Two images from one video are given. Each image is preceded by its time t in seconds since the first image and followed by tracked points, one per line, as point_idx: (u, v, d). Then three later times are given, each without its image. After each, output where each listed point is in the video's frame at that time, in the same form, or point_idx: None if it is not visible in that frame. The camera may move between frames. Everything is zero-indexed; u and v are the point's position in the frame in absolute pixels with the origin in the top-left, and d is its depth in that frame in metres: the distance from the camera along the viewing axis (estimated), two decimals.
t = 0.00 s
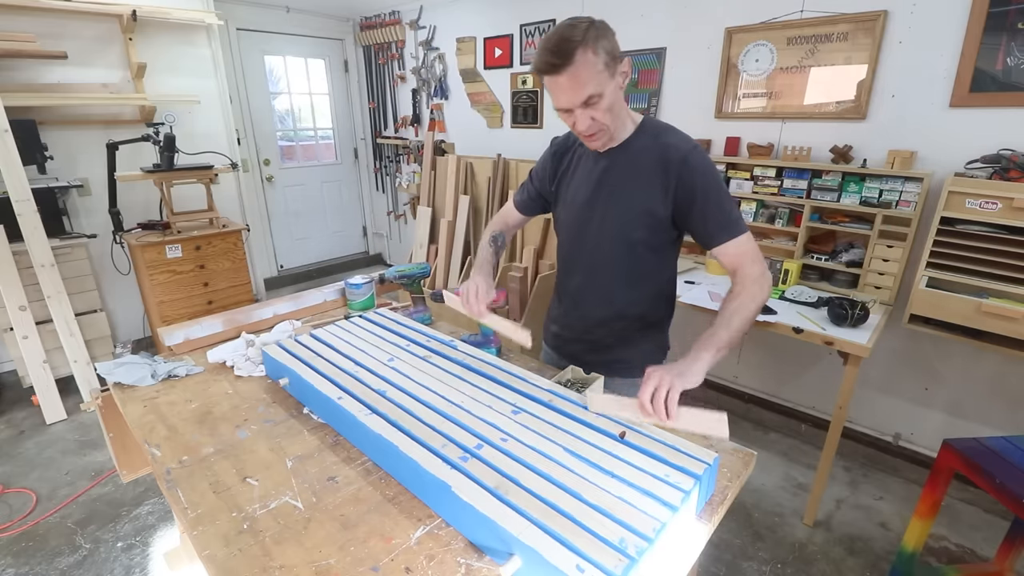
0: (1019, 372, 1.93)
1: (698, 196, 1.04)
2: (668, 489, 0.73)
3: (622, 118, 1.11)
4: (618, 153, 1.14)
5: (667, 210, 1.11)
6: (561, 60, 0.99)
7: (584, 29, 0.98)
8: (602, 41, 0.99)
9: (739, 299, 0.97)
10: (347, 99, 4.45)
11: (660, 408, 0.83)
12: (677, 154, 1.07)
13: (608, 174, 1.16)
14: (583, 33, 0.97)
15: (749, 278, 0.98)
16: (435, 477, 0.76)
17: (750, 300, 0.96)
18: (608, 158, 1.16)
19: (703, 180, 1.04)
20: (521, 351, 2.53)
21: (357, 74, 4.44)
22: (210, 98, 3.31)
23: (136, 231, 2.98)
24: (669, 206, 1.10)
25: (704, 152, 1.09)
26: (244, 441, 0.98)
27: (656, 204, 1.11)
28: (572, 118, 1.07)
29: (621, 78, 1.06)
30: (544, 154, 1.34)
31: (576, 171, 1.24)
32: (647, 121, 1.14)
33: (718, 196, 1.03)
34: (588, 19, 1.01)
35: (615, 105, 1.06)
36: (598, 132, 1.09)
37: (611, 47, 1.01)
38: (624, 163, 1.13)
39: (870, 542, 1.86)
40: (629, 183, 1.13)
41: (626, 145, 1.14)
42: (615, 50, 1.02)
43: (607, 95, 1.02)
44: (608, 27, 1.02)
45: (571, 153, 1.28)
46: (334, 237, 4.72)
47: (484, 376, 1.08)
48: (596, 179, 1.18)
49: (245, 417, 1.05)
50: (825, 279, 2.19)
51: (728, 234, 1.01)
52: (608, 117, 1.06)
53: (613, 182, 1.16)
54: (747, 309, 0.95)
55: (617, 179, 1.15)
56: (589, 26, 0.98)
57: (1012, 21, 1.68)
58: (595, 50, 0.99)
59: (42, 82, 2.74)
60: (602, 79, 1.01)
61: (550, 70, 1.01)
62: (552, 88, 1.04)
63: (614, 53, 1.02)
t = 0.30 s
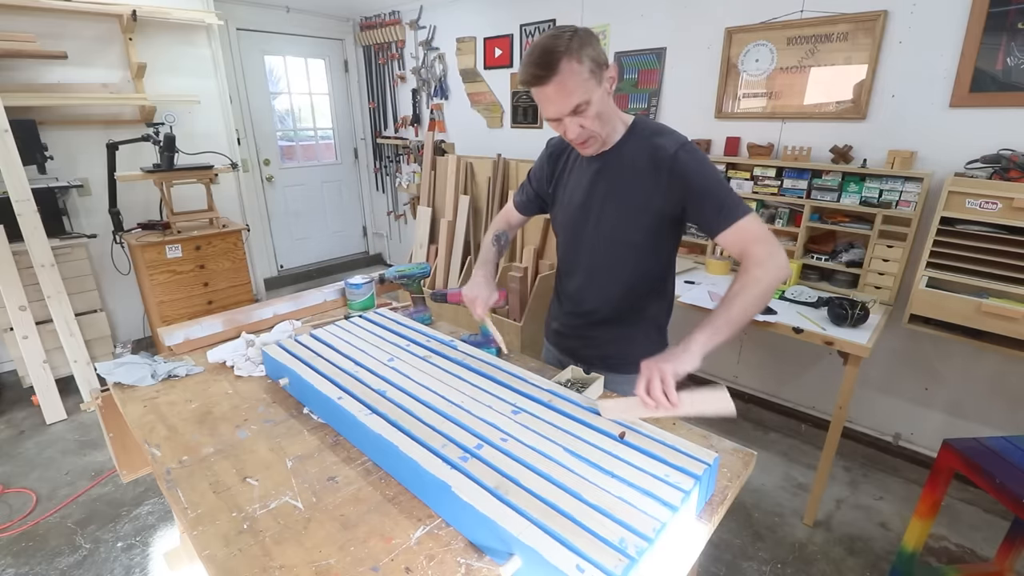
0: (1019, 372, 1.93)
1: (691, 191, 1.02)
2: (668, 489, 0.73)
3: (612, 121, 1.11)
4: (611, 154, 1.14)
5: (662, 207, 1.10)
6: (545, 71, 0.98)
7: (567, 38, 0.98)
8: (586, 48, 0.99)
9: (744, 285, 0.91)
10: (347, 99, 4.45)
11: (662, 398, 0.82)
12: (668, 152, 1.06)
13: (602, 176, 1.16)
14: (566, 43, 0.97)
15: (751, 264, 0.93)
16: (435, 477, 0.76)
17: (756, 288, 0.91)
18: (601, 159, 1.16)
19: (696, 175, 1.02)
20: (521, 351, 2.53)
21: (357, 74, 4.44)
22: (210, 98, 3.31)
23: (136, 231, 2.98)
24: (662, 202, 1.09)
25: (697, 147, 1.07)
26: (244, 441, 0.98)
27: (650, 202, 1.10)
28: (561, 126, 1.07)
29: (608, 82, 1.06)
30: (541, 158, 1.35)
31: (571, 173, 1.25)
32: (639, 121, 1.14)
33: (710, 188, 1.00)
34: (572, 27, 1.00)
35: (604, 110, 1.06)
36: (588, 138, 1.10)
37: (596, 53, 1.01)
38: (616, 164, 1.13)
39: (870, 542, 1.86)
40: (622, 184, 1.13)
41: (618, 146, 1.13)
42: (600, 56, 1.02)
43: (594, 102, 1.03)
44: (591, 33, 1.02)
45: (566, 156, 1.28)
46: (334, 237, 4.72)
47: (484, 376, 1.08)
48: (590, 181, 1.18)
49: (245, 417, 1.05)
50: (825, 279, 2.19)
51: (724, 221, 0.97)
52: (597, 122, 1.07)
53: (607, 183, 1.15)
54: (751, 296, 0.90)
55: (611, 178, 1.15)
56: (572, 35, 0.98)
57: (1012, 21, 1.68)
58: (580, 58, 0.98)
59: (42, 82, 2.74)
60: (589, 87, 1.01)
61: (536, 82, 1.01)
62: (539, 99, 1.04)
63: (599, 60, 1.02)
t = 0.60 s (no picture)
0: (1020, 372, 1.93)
1: (684, 185, 1.02)
2: (668, 489, 0.73)
3: (607, 123, 1.11)
4: (606, 153, 1.14)
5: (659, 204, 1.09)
6: (538, 76, 0.99)
7: (559, 43, 0.98)
8: (578, 51, 0.99)
9: (727, 270, 0.91)
10: (347, 99, 4.45)
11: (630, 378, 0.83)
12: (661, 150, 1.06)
13: (597, 175, 1.16)
14: (559, 47, 0.97)
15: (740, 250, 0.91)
16: (435, 477, 0.76)
17: (739, 275, 0.89)
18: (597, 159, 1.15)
19: (688, 169, 1.02)
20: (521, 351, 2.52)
21: (357, 74, 4.44)
22: (210, 98, 3.31)
23: (136, 231, 2.98)
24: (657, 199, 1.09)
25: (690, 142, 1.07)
26: (244, 441, 0.98)
27: (647, 200, 1.10)
28: (556, 130, 1.07)
29: (602, 85, 1.06)
30: (537, 160, 1.35)
31: (569, 176, 1.25)
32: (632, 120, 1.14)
33: (703, 180, 0.99)
34: (563, 31, 1.01)
35: (599, 112, 1.06)
36: (584, 141, 1.09)
37: (588, 56, 1.01)
38: (611, 163, 1.13)
39: (870, 542, 1.86)
40: (618, 183, 1.13)
41: (613, 145, 1.13)
42: (592, 58, 1.02)
43: (588, 105, 1.03)
44: (583, 36, 1.02)
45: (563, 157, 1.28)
46: (334, 237, 4.72)
47: (484, 376, 1.07)
48: (585, 182, 1.18)
49: (245, 417, 1.05)
50: (825, 279, 2.19)
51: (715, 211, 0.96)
52: (592, 125, 1.07)
53: (603, 183, 1.15)
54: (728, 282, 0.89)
55: (606, 178, 1.15)
56: (564, 39, 0.99)
57: (1012, 21, 1.68)
58: (572, 62, 0.98)
59: (42, 82, 2.74)
60: (582, 91, 1.01)
61: (529, 87, 1.01)
62: (533, 103, 1.04)
63: (592, 64, 1.02)
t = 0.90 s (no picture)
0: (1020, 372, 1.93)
1: (678, 189, 1.02)
2: (668, 489, 0.73)
3: (606, 125, 1.11)
4: (604, 156, 1.14)
5: (656, 208, 1.09)
6: (538, 80, 0.97)
7: (559, 45, 0.97)
8: (578, 54, 0.98)
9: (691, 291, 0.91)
10: (347, 99, 4.45)
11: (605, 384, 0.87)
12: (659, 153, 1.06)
13: (596, 178, 1.16)
14: (558, 50, 0.96)
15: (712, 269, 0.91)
16: (435, 477, 0.76)
17: (700, 297, 0.89)
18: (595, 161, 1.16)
19: (684, 174, 1.01)
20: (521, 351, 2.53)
21: (357, 74, 4.44)
22: (210, 98, 3.31)
23: (136, 231, 2.98)
24: (653, 201, 1.09)
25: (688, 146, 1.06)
26: (244, 441, 0.98)
27: (644, 203, 1.10)
28: (556, 133, 1.06)
29: (601, 87, 1.05)
30: (537, 162, 1.36)
31: (567, 178, 1.25)
32: (631, 123, 1.14)
33: (697, 185, 0.99)
34: (561, 33, 1.00)
35: (598, 115, 1.05)
36: (583, 144, 1.09)
37: (587, 59, 1.00)
38: (609, 166, 1.13)
39: (870, 542, 1.86)
40: (615, 186, 1.13)
41: (612, 148, 1.13)
42: (591, 60, 1.01)
43: (589, 108, 1.02)
44: (582, 38, 1.02)
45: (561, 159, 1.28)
46: (334, 237, 4.72)
47: (484, 376, 1.07)
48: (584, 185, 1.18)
49: (245, 417, 1.05)
50: (825, 279, 2.19)
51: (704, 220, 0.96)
52: (592, 128, 1.06)
53: (601, 186, 1.15)
54: (689, 302, 0.90)
55: (604, 179, 1.15)
56: (563, 42, 0.98)
57: (1012, 21, 1.68)
58: (573, 65, 0.97)
59: (42, 82, 2.74)
60: (582, 93, 1.00)
61: (529, 90, 1.00)
62: (533, 107, 1.03)
63: (592, 66, 1.01)
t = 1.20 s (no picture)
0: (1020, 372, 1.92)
1: (687, 197, 1.02)
2: (668, 489, 0.73)
3: (617, 126, 1.11)
4: (612, 158, 1.14)
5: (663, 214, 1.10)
6: (555, 76, 0.96)
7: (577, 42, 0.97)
8: (595, 52, 0.98)
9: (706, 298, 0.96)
10: (347, 99, 4.45)
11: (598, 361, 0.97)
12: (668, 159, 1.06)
13: (603, 181, 1.16)
14: (575, 46, 0.96)
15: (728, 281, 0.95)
16: (435, 477, 0.76)
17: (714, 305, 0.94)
18: (602, 164, 1.15)
19: (695, 183, 1.02)
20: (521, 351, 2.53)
21: (357, 74, 4.44)
22: (210, 98, 3.31)
23: (136, 231, 2.98)
24: (659, 209, 1.10)
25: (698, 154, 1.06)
26: (244, 441, 0.98)
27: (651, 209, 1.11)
28: (570, 132, 1.05)
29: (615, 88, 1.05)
30: (542, 160, 1.35)
31: (572, 178, 1.25)
32: (640, 126, 1.13)
33: (707, 197, 1.00)
34: (578, 31, 0.99)
35: (612, 114, 1.05)
36: (596, 145, 1.08)
37: (603, 57, 1.00)
38: (617, 169, 1.13)
39: (870, 542, 1.86)
40: (622, 190, 1.13)
41: (620, 150, 1.13)
42: (606, 60, 1.01)
43: (604, 107, 1.01)
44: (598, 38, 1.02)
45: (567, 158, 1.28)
46: (334, 237, 4.72)
47: (484, 376, 1.07)
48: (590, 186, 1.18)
49: (245, 417, 1.05)
50: (825, 279, 2.19)
51: (720, 233, 0.97)
52: (605, 128, 1.05)
53: (608, 188, 1.15)
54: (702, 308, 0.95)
55: (611, 183, 1.15)
56: (581, 40, 0.97)
57: (1012, 21, 1.68)
58: (589, 63, 0.97)
59: (42, 82, 2.74)
60: (599, 92, 1.00)
61: (545, 86, 0.99)
62: (547, 104, 1.02)
63: (607, 65, 1.01)
